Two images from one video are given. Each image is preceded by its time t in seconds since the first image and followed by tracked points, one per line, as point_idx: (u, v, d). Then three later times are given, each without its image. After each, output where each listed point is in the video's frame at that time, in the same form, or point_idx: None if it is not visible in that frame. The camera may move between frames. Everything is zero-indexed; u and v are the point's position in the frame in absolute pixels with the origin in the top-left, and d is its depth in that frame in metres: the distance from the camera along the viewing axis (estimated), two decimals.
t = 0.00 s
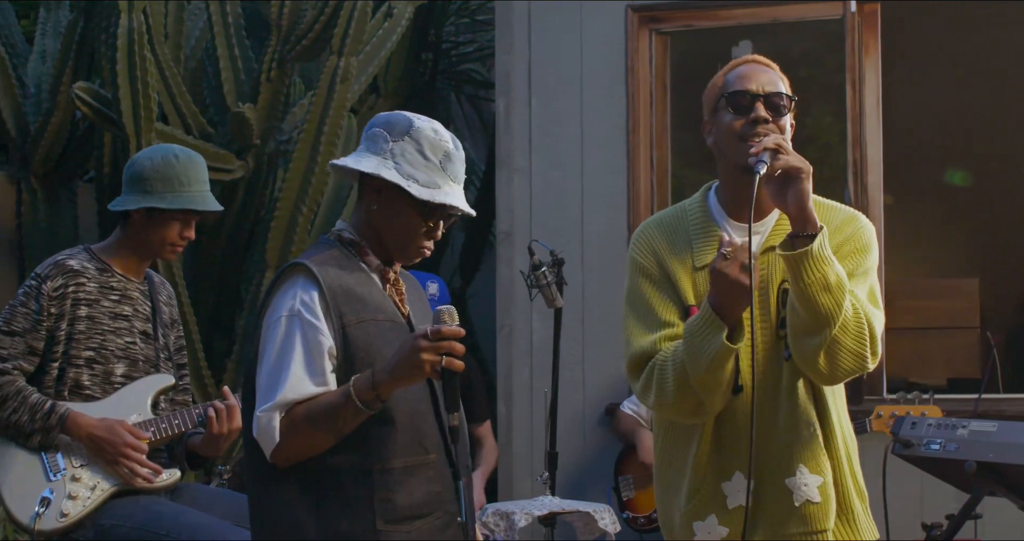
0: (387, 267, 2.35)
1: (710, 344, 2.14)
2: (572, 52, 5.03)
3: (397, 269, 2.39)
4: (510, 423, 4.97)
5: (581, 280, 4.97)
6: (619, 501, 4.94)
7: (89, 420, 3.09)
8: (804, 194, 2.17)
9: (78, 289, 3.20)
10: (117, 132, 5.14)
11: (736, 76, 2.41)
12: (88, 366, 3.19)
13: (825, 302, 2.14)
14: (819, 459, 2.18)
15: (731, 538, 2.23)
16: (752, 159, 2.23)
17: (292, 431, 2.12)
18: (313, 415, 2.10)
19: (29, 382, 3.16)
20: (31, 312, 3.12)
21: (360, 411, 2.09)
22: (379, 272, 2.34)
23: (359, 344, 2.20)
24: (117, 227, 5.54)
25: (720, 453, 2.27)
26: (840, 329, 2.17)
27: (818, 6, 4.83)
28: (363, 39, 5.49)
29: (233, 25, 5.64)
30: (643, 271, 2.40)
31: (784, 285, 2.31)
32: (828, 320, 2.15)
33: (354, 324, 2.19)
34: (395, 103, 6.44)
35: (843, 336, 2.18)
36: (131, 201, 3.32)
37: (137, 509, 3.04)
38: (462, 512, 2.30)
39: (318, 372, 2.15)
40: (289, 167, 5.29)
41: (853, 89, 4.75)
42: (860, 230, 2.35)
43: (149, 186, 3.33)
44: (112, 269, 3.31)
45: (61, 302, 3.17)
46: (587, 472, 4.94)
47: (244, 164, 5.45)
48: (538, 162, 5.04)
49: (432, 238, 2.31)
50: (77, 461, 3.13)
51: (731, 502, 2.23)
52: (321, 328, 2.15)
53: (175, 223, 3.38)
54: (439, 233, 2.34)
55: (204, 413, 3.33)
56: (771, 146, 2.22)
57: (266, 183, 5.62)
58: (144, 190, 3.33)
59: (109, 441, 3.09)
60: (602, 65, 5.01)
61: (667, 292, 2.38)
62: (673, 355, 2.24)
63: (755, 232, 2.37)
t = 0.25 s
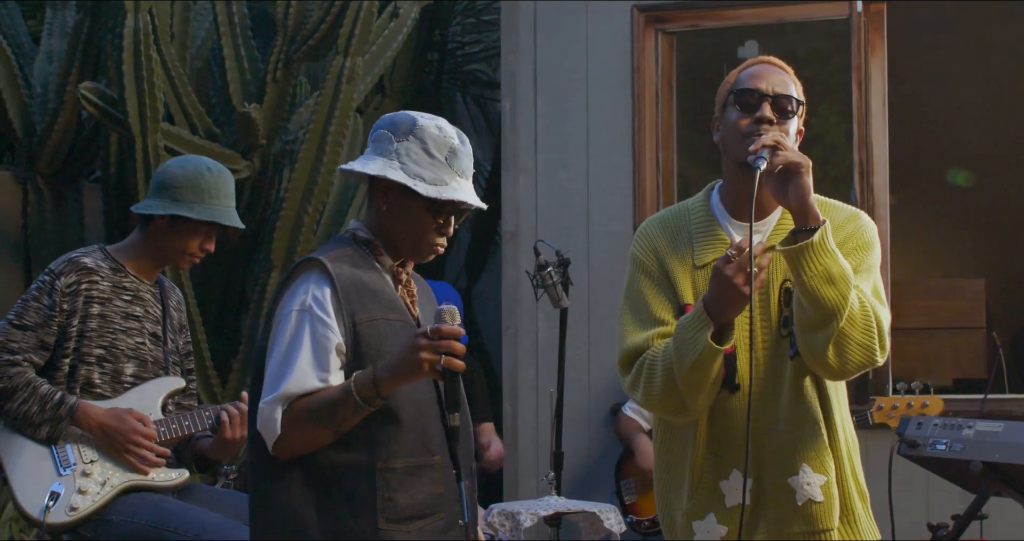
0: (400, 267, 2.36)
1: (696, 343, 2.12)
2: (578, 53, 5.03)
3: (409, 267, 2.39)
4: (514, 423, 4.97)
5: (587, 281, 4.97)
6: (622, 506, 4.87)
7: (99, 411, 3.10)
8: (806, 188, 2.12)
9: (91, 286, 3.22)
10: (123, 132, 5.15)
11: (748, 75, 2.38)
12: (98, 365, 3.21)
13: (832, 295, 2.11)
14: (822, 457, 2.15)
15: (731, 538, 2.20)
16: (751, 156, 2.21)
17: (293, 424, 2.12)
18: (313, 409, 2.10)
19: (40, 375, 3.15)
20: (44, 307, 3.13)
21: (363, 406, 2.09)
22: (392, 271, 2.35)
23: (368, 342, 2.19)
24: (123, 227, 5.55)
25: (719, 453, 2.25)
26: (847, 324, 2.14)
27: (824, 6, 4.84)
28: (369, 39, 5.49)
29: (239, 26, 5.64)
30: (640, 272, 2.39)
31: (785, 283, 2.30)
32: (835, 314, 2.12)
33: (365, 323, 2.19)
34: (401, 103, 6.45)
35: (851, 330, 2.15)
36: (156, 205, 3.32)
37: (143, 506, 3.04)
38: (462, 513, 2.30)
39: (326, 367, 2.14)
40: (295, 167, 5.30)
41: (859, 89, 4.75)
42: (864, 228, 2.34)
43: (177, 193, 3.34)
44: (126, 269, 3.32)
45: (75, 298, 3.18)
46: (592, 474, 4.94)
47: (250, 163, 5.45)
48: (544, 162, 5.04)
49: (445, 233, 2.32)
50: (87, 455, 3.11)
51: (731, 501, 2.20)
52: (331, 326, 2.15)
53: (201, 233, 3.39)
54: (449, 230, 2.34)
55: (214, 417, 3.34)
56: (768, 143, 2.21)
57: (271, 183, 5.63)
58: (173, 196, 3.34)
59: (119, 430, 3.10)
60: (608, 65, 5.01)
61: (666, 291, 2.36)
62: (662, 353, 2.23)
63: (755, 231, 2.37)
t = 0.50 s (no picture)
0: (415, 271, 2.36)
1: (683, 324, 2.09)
2: (585, 53, 5.03)
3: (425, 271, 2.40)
4: (522, 423, 4.97)
5: (594, 281, 4.97)
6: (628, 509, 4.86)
7: (117, 413, 3.07)
8: (822, 182, 2.13)
9: (105, 286, 3.16)
10: (131, 132, 5.15)
11: (764, 71, 2.33)
12: (108, 366, 3.16)
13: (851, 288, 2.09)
14: (832, 454, 2.11)
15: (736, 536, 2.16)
16: (766, 150, 2.17)
17: (305, 421, 2.12)
18: (325, 405, 2.10)
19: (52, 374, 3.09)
20: (60, 306, 3.07)
21: (370, 402, 2.08)
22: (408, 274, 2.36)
23: (380, 342, 2.20)
24: (131, 228, 5.55)
25: (723, 448, 2.19)
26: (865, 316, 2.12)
27: (831, 6, 4.83)
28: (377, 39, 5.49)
29: (247, 26, 5.64)
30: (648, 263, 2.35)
31: (796, 278, 2.26)
32: (853, 305, 2.09)
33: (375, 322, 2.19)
34: (408, 103, 6.46)
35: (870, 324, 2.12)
36: (186, 209, 3.32)
37: (153, 506, 3.06)
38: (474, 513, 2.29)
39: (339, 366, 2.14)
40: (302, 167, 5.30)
41: (867, 89, 4.75)
42: (871, 223, 2.32)
43: (207, 202, 3.34)
44: (136, 270, 3.26)
45: (88, 298, 3.12)
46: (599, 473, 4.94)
47: (258, 163, 5.45)
48: (551, 162, 5.04)
49: (457, 241, 2.32)
50: (99, 455, 3.10)
51: (737, 498, 2.16)
52: (342, 326, 2.15)
53: (217, 244, 3.39)
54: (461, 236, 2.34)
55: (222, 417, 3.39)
56: (783, 136, 2.16)
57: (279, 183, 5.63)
58: (202, 203, 3.34)
59: (133, 429, 3.09)
60: (616, 66, 5.01)
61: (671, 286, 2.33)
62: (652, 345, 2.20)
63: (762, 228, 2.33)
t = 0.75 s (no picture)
0: (426, 268, 2.36)
1: (667, 318, 2.15)
2: (590, 53, 5.03)
3: (440, 270, 2.39)
4: (527, 423, 4.97)
5: (599, 281, 4.97)
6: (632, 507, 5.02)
7: (128, 417, 3.06)
8: (841, 179, 2.15)
9: (108, 287, 3.08)
10: (136, 132, 5.16)
11: (780, 70, 2.36)
12: (112, 367, 3.10)
13: (864, 286, 2.13)
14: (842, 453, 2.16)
15: (743, 533, 2.21)
16: (786, 146, 2.19)
17: (317, 411, 2.13)
18: (335, 395, 2.10)
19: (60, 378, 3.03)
20: (67, 310, 2.99)
21: (378, 389, 2.06)
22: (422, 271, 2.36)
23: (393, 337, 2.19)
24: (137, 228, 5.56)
25: (729, 447, 2.23)
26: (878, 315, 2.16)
27: (836, 6, 4.82)
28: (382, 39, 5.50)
29: (252, 26, 5.65)
30: (655, 259, 2.37)
31: (807, 276, 2.30)
32: (867, 304, 2.14)
33: (388, 317, 2.20)
34: (413, 103, 6.46)
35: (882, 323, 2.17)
36: (182, 194, 3.28)
37: (162, 506, 3.00)
38: (484, 512, 2.25)
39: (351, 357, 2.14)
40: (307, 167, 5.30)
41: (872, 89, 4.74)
42: (880, 223, 2.33)
43: (202, 184, 3.31)
44: (134, 269, 3.19)
45: (94, 299, 3.05)
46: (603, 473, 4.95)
47: (263, 163, 5.45)
48: (556, 162, 5.03)
49: (455, 232, 2.29)
50: (107, 460, 3.07)
51: (745, 495, 2.20)
52: (356, 318, 2.16)
53: (212, 227, 3.36)
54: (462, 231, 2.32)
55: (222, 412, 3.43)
56: (803, 132, 2.19)
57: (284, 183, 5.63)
58: (197, 186, 3.31)
59: (148, 433, 3.08)
60: (620, 65, 5.01)
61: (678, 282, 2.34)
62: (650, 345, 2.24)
63: (774, 225, 2.35)
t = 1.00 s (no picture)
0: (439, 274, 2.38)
1: (683, 336, 2.17)
2: (590, 52, 5.04)
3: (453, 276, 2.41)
4: (528, 423, 4.98)
5: (599, 281, 4.97)
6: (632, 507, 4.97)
7: (113, 418, 3.06)
8: (857, 174, 2.21)
9: (92, 289, 3.10)
10: (136, 132, 5.16)
11: (792, 66, 2.40)
12: (98, 368, 3.12)
13: (878, 283, 2.18)
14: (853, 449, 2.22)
15: (751, 530, 2.26)
16: (804, 141, 2.24)
17: (331, 406, 2.13)
18: (348, 387, 2.10)
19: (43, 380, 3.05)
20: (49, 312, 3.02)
21: (389, 379, 2.08)
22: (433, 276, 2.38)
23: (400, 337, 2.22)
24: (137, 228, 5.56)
25: (738, 443, 2.28)
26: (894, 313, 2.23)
27: (837, 6, 4.82)
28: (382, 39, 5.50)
29: (252, 27, 5.64)
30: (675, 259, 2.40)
31: (818, 273, 2.34)
32: (884, 301, 2.20)
33: (393, 318, 2.23)
34: (414, 104, 6.46)
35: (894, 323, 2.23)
36: (169, 200, 3.27)
37: (162, 510, 3.04)
38: (483, 512, 2.29)
39: (356, 350, 2.16)
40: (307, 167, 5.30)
41: (872, 89, 4.74)
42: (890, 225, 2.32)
43: (191, 191, 3.31)
44: (120, 269, 3.20)
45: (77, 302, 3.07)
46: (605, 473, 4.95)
47: (263, 163, 5.46)
48: (557, 162, 5.04)
49: (475, 233, 2.31)
50: (99, 462, 3.09)
51: (754, 491, 2.25)
52: (358, 317, 2.19)
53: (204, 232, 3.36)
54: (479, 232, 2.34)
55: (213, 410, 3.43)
56: (820, 128, 2.25)
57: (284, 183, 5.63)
58: (186, 193, 3.30)
59: (133, 435, 3.08)
60: (621, 64, 5.01)
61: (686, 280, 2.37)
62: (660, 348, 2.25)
63: (785, 221, 2.38)
